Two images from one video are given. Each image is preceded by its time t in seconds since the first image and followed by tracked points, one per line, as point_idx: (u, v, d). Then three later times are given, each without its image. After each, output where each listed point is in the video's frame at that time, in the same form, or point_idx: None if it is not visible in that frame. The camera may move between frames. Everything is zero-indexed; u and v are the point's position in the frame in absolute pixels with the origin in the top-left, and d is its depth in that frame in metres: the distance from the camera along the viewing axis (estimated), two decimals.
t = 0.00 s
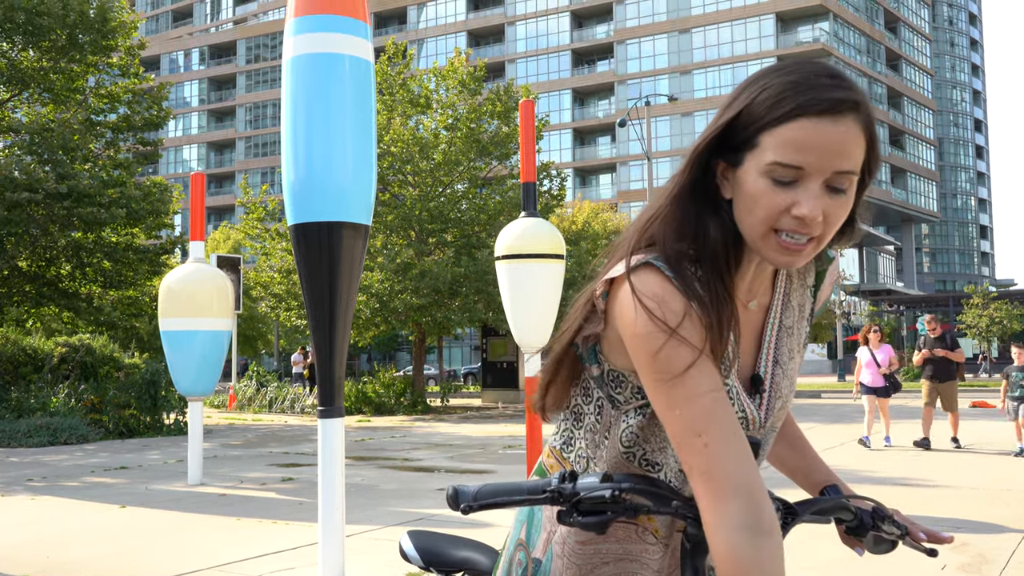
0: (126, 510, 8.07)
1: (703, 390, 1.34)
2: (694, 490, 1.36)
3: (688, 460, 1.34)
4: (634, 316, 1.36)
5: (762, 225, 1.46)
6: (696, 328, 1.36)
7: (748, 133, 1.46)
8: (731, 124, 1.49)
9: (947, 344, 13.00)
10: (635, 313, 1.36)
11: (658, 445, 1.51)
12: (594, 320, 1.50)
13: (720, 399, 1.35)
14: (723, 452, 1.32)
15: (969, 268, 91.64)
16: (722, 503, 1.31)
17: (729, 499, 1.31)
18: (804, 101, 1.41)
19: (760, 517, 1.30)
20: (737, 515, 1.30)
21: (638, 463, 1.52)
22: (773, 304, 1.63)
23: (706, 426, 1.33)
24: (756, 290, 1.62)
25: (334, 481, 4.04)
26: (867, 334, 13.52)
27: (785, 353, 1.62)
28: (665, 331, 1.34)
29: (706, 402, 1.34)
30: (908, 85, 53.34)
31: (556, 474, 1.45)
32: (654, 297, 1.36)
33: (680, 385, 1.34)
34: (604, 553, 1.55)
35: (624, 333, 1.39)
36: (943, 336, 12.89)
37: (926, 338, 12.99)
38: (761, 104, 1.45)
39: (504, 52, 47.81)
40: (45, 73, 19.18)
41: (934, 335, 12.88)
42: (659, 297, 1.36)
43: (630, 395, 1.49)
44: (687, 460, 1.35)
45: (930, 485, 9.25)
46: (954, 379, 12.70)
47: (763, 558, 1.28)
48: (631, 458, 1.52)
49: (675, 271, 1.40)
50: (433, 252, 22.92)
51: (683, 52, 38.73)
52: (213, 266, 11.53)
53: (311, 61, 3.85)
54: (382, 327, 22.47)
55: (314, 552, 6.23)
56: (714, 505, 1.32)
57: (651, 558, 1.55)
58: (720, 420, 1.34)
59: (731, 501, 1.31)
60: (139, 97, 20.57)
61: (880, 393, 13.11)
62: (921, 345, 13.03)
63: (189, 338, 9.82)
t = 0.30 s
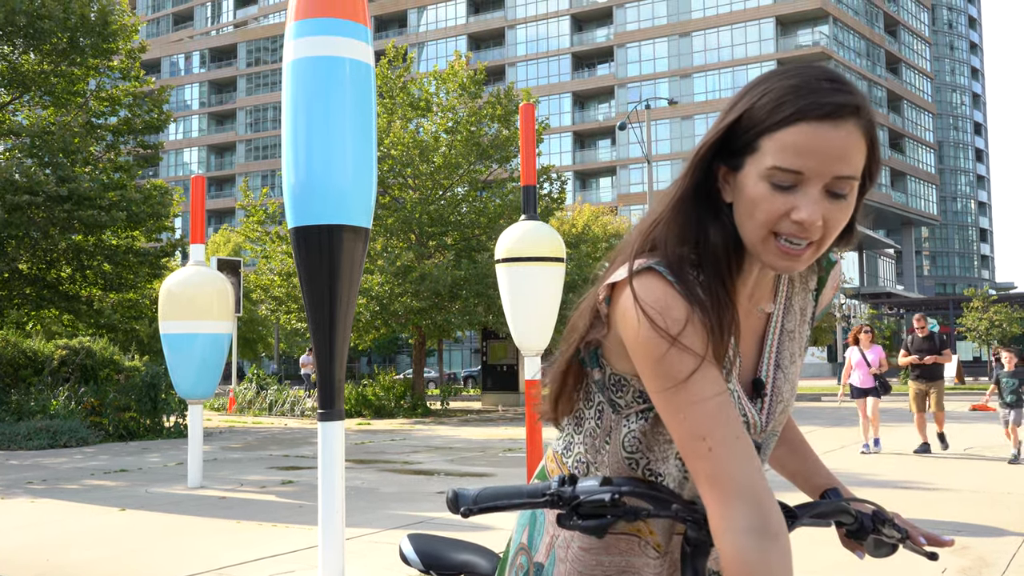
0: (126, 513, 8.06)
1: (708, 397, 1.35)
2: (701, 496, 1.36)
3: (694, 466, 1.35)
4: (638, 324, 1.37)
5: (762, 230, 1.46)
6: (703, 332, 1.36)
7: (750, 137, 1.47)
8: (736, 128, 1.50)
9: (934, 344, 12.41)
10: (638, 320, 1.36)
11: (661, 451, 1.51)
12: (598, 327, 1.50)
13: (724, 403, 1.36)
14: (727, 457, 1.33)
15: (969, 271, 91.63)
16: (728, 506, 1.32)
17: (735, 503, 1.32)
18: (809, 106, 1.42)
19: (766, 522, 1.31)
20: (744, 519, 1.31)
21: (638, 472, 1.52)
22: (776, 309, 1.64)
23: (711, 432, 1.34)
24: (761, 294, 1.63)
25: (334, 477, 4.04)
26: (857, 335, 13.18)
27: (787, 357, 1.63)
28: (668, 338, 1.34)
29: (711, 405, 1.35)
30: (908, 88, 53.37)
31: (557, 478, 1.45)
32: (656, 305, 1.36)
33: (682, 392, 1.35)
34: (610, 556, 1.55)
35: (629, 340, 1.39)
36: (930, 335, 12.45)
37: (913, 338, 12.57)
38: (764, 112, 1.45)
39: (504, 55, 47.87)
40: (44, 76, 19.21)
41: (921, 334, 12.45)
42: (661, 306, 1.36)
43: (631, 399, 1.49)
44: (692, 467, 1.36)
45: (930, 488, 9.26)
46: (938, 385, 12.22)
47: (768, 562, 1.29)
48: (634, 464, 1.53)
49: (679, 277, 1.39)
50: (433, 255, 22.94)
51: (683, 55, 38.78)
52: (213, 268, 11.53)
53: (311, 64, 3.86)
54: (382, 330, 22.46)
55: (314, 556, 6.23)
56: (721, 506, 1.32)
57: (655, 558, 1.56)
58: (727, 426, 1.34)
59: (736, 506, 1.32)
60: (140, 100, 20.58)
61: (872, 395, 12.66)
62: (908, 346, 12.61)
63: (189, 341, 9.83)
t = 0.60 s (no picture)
0: (126, 516, 8.06)
1: (712, 402, 1.35)
2: (704, 501, 1.36)
3: (698, 471, 1.35)
4: (642, 331, 1.36)
5: (763, 231, 1.46)
6: (703, 338, 1.36)
7: (748, 140, 1.47)
8: (735, 131, 1.50)
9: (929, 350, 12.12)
10: (643, 326, 1.36)
11: (661, 455, 1.51)
12: (601, 331, 1.50)
13: (729, 407, 1.35)
14: (732, 463, 1.33)
15: (971, 274, 91.47)
16: (732, 512, 1.32)
17: (738, 509, 1.32)
18: (814, 109, 1.41)
19: (770, 527, 1.31)
20: (748, 524, 1.31)
21: (639, 477, 1.52)
22: (778, 312, 1.64)
23: (714, 437, 1.34)
24: (762, 297, 1.63)
25: (336, 480, 4.03)
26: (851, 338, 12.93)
27: (788, 362, 1.62)
28: (673, 343, 1.34)
29: (715, 411, 1.34)
30: (908, 91, 53.38)
31: (555, 482, 1.45)
32: (661, 311, 1.36)
33: (686, 397, 1.35)
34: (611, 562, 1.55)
35: (633, 346, 1.39)
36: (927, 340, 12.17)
37: (909, 342, 12.26)
38: (763, 116, 1.45)
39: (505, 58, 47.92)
40: (46, 79, 19.22)
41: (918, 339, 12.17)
42: (666, 310, 1.36)
43: (635, 404, 1.50)
44: (696, 472, 1.35)
45: (930, 491, 9.26)
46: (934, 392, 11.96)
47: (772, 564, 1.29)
48: (634, 469, 1.52)
49: (681, 282, 1.39)
50: (433, 259, 22.94)
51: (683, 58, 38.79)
52: (213, 271, 11.54)
53: (311, 68, 3.86)
54: (382, 333, 22.46)
55: (314, 559, 6.23)
56: (725, 513, 1.32)
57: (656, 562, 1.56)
58: (730, 431, 1.34)
59: (740, 510, 1.32)
60: (141, 103, 20.59)
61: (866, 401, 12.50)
62: (903, 350, 12.30)
63: (190, 344, 9.82)
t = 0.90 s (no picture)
0: (126, 515, 8.06)
1: (711, 396, 1.35)
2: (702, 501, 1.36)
3: (696, 468, 1.35)
4: (637, 323, 1.37)
5: (752, 216, 1.47)
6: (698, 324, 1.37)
7: (728, 123, 1.52)
8: (715, 119, 1.54)
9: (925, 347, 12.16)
10: (639, 319, 1.37)
11: (658, 452, 1.51)
12: (596, 330, 1.51)
13: (726, 404, 1.35)
14: (733, 459, 1.33)
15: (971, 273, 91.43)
16: (731, 511, 1.31)
17: (737, 508, 1.31)
18: (783, 80, 1.47)
19: (769, 525, 1.30)
20: (748, 523, 1.30)
21: (637, 475, 1.52)
22: (776, 310, 1.64)
23: (713, 434, 1.34)
24: (760, 296, 1.63)
25: (336, 476, 4.04)
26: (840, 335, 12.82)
27: (787, 360, 1.62)
28: (672, 335, 1.34)
29: (713, 407, 1.35)
30: (908, 90, 53.35)
31: (554, 480, 1.45)
32: (658, 299, 1.36)
33: (684, 393, 1.35)
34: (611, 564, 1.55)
35: (630, 340, 1.39)
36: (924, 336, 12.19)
37: (906, 338, 12.25)
38: (743, 100, 1.50)
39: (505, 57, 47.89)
40: (45, 78, 19.24)
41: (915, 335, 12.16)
42: (661, 300, 1.36)
43: (631, 402, 1.50)
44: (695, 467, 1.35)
45: (930, 490, 9.27)
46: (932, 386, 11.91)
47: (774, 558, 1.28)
48: (631, 467, 1.53)
49: (679, 273, 1.40)
50: (433, 258, 22.95)
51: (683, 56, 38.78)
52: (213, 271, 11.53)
53: (311, 66, 3.85)
54: (382, 332, 22.46)
55: (314, 557, 6.24)
56: (724, 512, 1.32)
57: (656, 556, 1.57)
58: (727, 426, 1.34)
59: (738, 510, 1.32)
60: (140, 103, 20.55)
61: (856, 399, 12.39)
62: (900, 346, 12.31)
63: (190, 343, 9.83)
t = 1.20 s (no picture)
0: (126, 514, 8.06)
1: (706, 397, 1.34)
2: (698, 498, 1.36)
3: (691, 469, 1.34)
4: (628, 326, 1.37)
5: (755, 225, 1.46)
6: (696, 330, 1.36)
7: (736, 131, 1.48)
8: (729, 121, 1.49)
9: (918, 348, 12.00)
10: (630, 322, 1.37)
11: (658, 452, 1.51)
12: (592, 330, 1.52)
13: (723, 406, 1.35)
14: (727, 459, 1.33)
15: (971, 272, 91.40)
16: (725, 511, 1.32)
17: (732, 507, 1.31)
18: (804, 100, 1.42)
19: (763, 525, 1.30)
20: (743, 525, 1.30)
21: (637, 475, 1.52)
22: (772, 308, 1.64)
23: (708, 434, 1.33)
24: (755, 294, 1.63)
25: (336, 476, 4.02)
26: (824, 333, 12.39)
27: (784, 356, 1.62)
28: (664, 337, 1.34)
29: (709, 409, 1.34)
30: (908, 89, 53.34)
31: (554, 481, 1.45)
32: (650, 306, 1.36)
33: (678, 393, 1.34)
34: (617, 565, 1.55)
35: (623, 341, 1.40)
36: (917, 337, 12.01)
37: (899, 341, 12.04)
38: (764, 110, 1.44)
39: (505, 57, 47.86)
40: (45, 77, 19.27)
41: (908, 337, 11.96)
42: (655, 306, 1.36)
43: (630, 401, 1.49)
44: (689, 467, 1.35)
45: (931, 489, 9.27)
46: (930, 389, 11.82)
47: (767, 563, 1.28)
48: (631, 467, 1.52)
49: (674, 276, 1.39)
50: (433, 257, 22.96)
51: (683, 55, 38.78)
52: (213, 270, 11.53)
53: (311, 64, 3.85)
54: (382, 331, 22.44)
55: (314, 557, 6.24)
56: (718, 511, 1.32)
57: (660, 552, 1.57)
58: (724, 427, 1.34)
59: (733, 509, 1.31)
60: (140, 102, 20.51)
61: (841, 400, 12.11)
62: (893, 350, 12.08)
63: (191, 342, 9.82)
